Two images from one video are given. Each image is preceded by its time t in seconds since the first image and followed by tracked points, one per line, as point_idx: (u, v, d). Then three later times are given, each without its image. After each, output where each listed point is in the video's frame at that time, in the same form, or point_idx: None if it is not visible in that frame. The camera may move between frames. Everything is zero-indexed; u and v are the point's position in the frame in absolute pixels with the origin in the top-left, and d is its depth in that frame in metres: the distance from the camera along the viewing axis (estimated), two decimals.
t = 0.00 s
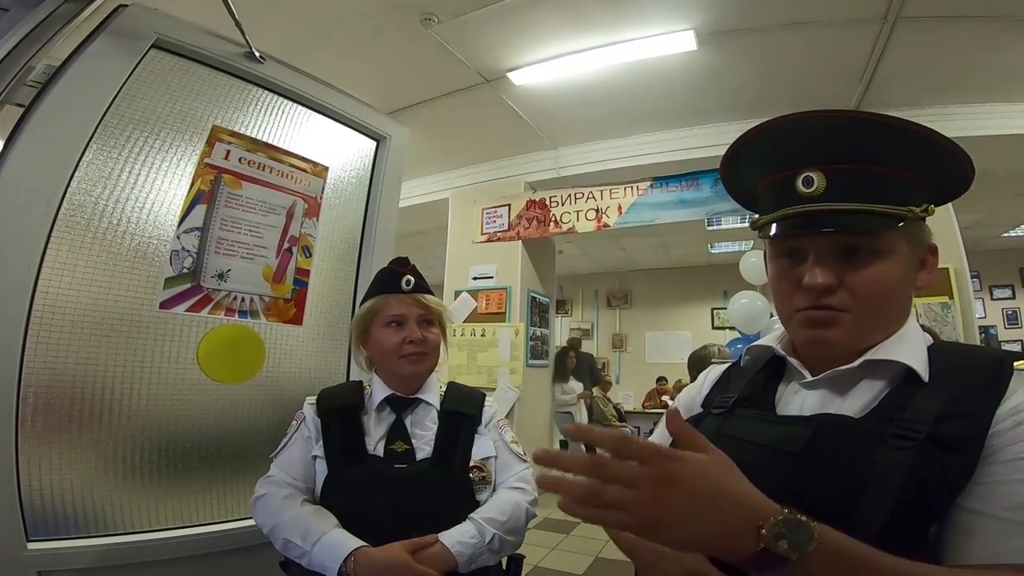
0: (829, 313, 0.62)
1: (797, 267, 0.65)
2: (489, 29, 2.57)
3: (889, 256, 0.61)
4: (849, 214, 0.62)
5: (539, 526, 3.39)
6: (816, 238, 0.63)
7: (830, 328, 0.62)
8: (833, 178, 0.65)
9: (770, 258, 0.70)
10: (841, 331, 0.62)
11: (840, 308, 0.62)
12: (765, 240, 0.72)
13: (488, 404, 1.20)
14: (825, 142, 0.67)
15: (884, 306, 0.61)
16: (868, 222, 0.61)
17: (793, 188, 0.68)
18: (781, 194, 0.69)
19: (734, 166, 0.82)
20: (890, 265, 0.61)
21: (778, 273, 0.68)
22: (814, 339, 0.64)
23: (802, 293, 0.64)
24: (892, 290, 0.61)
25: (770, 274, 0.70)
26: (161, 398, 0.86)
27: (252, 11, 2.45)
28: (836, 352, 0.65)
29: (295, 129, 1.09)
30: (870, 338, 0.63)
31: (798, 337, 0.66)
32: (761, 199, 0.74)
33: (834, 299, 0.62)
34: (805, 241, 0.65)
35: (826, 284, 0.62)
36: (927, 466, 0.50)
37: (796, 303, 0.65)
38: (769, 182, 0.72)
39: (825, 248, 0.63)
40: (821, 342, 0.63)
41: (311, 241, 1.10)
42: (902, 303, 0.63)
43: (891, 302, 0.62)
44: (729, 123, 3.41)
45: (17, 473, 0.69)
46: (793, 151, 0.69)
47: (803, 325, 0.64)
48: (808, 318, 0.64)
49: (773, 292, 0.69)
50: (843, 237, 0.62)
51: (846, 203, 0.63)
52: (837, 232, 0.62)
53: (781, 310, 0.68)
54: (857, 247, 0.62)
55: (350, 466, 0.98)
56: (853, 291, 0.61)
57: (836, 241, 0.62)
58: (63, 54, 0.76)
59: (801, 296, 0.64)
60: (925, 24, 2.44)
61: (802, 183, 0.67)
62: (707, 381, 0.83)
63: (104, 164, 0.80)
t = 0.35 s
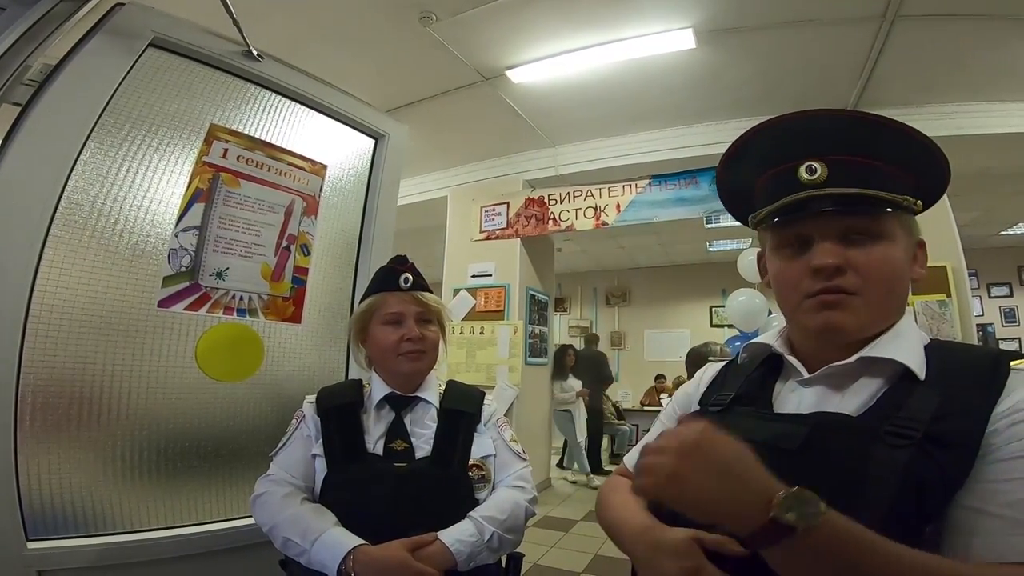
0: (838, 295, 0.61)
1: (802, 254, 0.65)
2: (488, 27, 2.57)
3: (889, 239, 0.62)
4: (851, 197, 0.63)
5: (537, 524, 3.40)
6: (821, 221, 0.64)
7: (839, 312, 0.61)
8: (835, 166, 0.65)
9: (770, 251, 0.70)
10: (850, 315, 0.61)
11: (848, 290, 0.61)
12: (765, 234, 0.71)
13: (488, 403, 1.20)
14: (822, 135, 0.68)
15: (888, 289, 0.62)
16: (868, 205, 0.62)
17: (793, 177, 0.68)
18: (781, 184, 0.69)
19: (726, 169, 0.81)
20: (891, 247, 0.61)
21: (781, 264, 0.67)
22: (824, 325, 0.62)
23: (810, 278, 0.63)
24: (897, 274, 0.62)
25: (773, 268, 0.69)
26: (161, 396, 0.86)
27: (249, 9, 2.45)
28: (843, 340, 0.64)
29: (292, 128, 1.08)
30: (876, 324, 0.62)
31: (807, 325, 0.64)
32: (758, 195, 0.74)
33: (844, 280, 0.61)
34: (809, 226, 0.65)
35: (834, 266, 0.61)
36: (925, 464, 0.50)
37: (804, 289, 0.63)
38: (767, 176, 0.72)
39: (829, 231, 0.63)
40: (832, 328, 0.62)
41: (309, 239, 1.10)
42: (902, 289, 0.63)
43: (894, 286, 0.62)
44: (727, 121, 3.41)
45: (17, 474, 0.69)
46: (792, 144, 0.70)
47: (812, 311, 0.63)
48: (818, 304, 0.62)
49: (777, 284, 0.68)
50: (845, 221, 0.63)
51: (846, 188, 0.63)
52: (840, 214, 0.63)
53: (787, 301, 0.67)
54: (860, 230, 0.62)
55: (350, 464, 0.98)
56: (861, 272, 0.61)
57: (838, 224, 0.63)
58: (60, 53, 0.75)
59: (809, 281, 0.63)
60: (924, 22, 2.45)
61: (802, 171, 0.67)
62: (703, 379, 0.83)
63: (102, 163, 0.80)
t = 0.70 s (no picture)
0: (831, 279, 0.62)
1: (799, 239, 0.65)
2: (487, 25, 2.56)
3: (887, 232, 0.63)
4: (853, 189, 0.64)
5: (537, 522, 3.40)
6: (822, 209, 0.64)
7: (831, 297, 0.62)
8: (841, 163, 0.66)
9: (770, 240, 0.70)
10: (843, 301, 0.61)
11: (841, 275, 0.61)
12: (766, 224, 0.72)
13: (488, 401, 1.20)
14: (830, 134, 0.69)
15: (882, 281, 0.62)
16: (870, 197, 0.63)
17: (799, 171, 0.68)
18: (788, 177, 0.69)
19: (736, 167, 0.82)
20: (887, 239, 0.62)
21: (778, 250, 0.67)
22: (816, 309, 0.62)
23: (805, 260, 0.63)
24: (892, 267, 0.62)
25: (770, 255, 0.69)
26: (160, 395, 0.86)
27: (247, 8, 2.44)
28: (833, 328, 0.64)
29: (291, 126, 1.08)
30: (868, 315, 0.62)
31: (798, 309, 0.64)
32: (764, 189, 0.74)
33: (837, 265, 0.61)
34: (808, 212, 0.66)
35: (829, 249, 0.62)
36: (928, 462, 0.50)
37: (797, 272, 0.64)
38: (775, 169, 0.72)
39: (828, 219, 0.64)
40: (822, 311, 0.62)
41: (307, 237, 1.10)
42: (896, 284, 0.63)
43: (888, 279, 0.62)
44: (726, 119, 3.41)
45: (15, 472, 0.69)
46: (802, 140, 0.71)
47: (804, 295, 0.63)
48: (811, 288, 0.63)
49: (772, 270, 0.68)
50: (844, 209, 0.64)
51: (852, 181, 0.64)
52: (840, 203, 0.64)
53: (781, 287, 0.67)
54: (857, 220, 0.63)
55: (350, 462, 0.98)
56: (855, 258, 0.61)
57: (837, 213, 0.64)
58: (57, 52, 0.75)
59: (803, 264, 0.63)
60: (922, 21, 2.45)
61: (809, 163, 0.67)
62: (699, 377, 0.83)
63: (100, 161, 0.80)
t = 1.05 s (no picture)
0: (830, 276, 0.62)
1: (806, 235, 0.66)
2: (487, 24, 2.56)
3: (895, 236, 0.62)
4: (865, 189, 0.63)
5: (536, 521, 3.41)
6: (831, 207, 0.65)
7: (828, 294, 0.62)
8: (860, 162, 0.66)
9: (779, 233, 0.71)
10: (839, 299, 0.62)
11: (841, 274, 0.62)
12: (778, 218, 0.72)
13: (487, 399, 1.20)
14: (853, 134, 0.69)
15: (882, 284, 0.62)
16: (882, 199, 0.63)
17: (818, 168, 0.68)
18: (807, 173, 0.69)
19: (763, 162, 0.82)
20: (893, 243, 0.62)
21: (785, 243, 0.68)
22: (811, 304, 0.63)
23: (806, 255, 0.64)
24: (895, 271, 0.62)
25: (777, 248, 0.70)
26: (159, 395, 0.86)
27: (247, 7, 2.44)
28: (829, 326, 0.64)
29: (290, 125, 1.08)
30: (865, 316, 0.62)
31: (794, 303, 0.65)
32: (784, 184, 0.74)
33: (838, 262, 0.62)
34: (818, 208, 0.66)
35: (830, 246, 0.62)
36: (927, 462, 0.50)
37: (798, 266, 0.64)
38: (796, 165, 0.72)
39: (835, 216, 0.64)
40: (817, 307, 0.63)
41: (307, 237, 1.09)
42: (899, 290, 0.63)
43: (889, 282, 0.62)
44: (726, 119, 3.41)
45: (15, 472, 0.69)
46: (826, 138, 0.71)
47: (802, 289, 0.64)
48: (809, 283, 0.63)
49: (777, 263, 0.69)
50: (854, 209, 0.64)
51: (867, 182, 0.64)
52: (849, 202, 0.64)
53: (782, 280, 0.68)
54: (865, 220, 0.63)
55: (351, 460, 0.98)
56: (856, 258, 0.61)
57: (846, 211, 0.64)
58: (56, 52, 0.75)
59: (804, 259, 0.64)
60: (922, 21, 2.45)
61: (828, 162, 0.67)
62: (697, 376, 0.83)
63: (99, 161, 0.80)
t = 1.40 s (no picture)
0: (849, 284, 0.62)
1: (827, 239, 0.65)
2: (488, 26, 2.56)
3: (917, 248, 0.62)
4: (896, 197, 0.62)
5: (537, 523, 3.40)
6: (856, 212, 0.64)
7: (843, 302, 0.62)
8: (893, 168, 0.65)
9: (797, 232, 0.70)
10: (856, 308, 0.62)
11: (861, 283, 0.61)
12: (797, 216, 0.71)
13: (488, 401, 1.20)
14: (888, 138, 0.68)
15: (899, 295, 0.62)
16: (910, 208, 0.62)
17: (850, 169, 0.67)
18: (835, 173, 0.68)
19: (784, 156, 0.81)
20: (914, 255, 0.61)
21: (804, 244, 0.67)
22: (827, 309, 0.63)
23: (828, 260, 0.63)
24: (913, 284, 0.61)
25: (794, 248, 0.69)
26: (159, 396, 0.86)
27: (249, 8, 2.44)
28: (840, 332, 0.64)
29: (292, 127, 1.08)
30: (878, 326, 0.62)
31: (808, 307, 0.64)
32: (806, 181, 0.73)
33: (859, 271, 0.61)
34: (842, 213, 0.65)
35: (854, 254, 0.61)
36: (929, 467, 0.50)
37: (817, 270, 0.64)
38: (824, 163, 0.71)
39: (860, 223, 0.63)
40: (833, 314, 0.62)
41: (309, 239, 1.09)
42: (913, 302, 0.63)
43: (906, 294, 0.62)
44: (727, 120, 3.41)
45: (16, 473, 0.69)
46: (858, 139, 0.69)
47: (818, 294, 0.63)
48: (826, 288, 0.63)
49: (793, 264, 0.68)
50: (880, 217, 0.63)
51: (900, 188, 0.63)
52: (876, 209, 0.63)
53: (797, 282, 0.67)
54: (889, 230, 0.62)
55: (353, 462, 0.98)
56: (878, 268, 0.61)
57: (871, 219, 0.63)
58: (59, 52, 0.75)
59: (826, 264, 0.63)
60: (923, 22, 2.44)
61: (863, 163, 0.66)
62: (699, 379, 0.83)
63: (101, 163, 0.80)
